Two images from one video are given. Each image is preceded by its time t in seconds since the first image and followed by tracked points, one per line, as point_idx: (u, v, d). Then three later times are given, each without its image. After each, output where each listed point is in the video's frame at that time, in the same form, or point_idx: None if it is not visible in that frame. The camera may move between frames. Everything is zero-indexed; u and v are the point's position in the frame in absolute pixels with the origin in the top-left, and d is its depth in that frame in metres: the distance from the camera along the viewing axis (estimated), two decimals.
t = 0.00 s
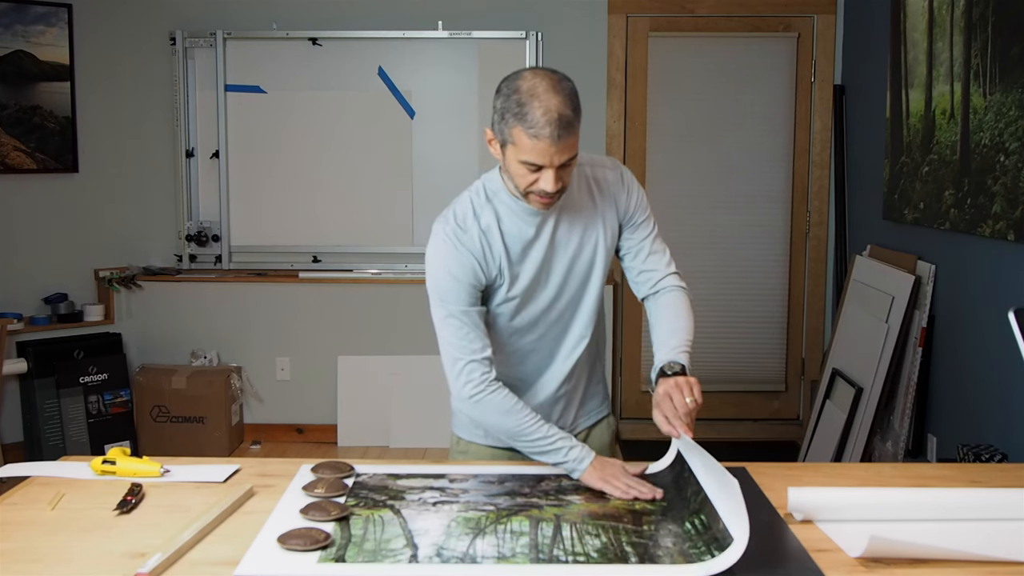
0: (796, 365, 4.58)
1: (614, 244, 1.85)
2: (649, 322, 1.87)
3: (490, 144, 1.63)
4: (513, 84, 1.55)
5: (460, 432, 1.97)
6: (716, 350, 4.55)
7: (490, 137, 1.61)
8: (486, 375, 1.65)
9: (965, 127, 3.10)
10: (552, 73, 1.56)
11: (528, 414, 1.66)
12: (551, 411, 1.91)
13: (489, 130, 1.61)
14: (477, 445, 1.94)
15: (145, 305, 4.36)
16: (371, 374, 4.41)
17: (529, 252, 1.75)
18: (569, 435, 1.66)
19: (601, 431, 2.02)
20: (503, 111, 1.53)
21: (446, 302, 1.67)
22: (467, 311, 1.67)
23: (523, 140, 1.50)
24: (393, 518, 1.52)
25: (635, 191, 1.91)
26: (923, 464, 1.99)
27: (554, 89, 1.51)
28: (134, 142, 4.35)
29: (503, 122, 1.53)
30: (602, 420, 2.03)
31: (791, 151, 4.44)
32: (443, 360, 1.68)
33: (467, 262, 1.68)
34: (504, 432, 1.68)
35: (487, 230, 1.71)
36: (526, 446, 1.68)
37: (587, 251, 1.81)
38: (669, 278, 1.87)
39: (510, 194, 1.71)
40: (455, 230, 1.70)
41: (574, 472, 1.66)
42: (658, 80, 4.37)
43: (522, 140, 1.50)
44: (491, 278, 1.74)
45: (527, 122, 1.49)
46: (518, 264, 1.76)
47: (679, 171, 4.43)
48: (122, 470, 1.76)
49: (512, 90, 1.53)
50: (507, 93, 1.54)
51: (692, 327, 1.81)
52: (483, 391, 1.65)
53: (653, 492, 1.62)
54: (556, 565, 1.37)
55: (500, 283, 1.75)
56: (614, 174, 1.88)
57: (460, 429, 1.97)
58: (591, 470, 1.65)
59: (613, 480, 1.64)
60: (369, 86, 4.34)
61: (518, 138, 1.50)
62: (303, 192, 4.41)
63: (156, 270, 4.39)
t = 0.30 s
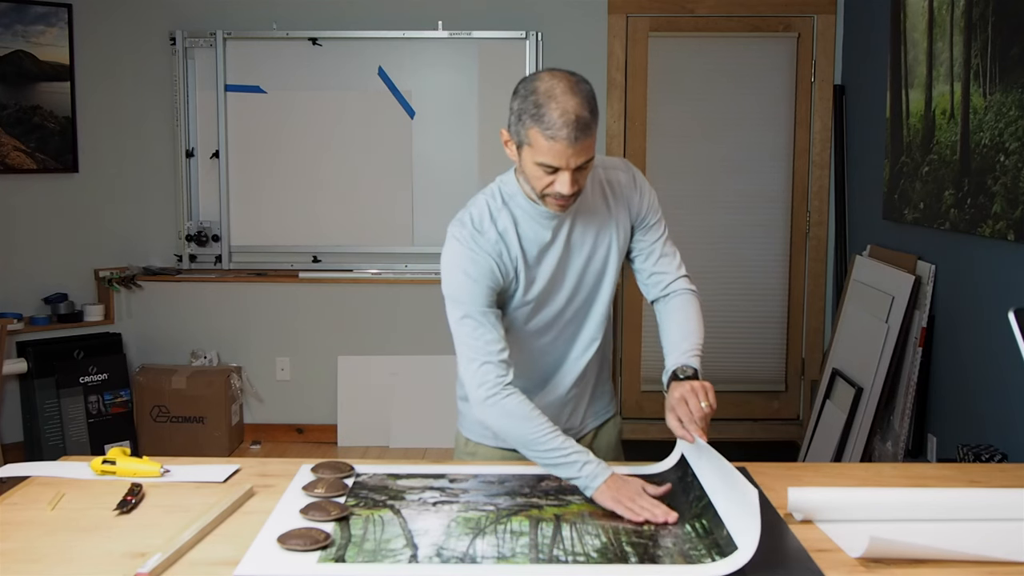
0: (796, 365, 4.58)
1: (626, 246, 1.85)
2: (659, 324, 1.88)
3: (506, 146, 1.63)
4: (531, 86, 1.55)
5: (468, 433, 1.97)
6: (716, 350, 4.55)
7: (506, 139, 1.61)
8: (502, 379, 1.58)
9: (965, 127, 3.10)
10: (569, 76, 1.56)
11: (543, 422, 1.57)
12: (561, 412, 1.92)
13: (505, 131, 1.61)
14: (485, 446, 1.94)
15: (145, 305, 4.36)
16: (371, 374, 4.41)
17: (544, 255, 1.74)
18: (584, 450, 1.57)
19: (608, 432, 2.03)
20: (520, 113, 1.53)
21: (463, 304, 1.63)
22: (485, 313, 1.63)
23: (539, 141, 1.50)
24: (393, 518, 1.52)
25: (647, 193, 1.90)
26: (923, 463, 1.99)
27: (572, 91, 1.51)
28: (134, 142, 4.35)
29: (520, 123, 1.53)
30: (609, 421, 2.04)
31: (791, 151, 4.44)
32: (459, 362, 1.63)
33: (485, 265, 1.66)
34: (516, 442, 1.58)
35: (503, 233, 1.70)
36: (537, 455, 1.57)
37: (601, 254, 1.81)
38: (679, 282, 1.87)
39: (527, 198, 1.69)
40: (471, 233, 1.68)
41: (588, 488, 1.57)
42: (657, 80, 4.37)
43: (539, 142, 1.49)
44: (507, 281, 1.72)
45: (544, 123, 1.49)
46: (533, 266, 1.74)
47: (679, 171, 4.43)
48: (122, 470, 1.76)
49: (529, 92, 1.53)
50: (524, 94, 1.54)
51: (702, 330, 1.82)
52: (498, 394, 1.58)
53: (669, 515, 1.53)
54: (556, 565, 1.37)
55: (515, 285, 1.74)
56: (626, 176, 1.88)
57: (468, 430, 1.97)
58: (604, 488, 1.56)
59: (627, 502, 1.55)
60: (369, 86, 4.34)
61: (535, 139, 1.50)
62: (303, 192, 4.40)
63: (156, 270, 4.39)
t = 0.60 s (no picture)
0: (796, 365, 4.58)
1: (640, 249, 1.86)
2: (670, 328, 1.89)
3: (526, 150, 1.63)
4: (553, 89, 1.54)
5: (478, 435, 1.99)
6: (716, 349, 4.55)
7: (528, 144, 1.61)
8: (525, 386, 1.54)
9: (965, 127, 3.10)
10: (593, 80, 1.56)
11: (564, 431, 1.52)
12: (574, 415, 1.93)
13: (527, 136, 1.61)
14: (496, 449, 1.96)
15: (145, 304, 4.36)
16: (371, 374, 4.41)
17: (565, 260, 1.74)
18: (603, 463, 1.51)
19: (617, 432, 2.06)
20: (543, 117, 1.53)
21: (488, 309, 1.60)
22: (508, 317, 1.60)
23: (562, 146, 1.50)
24: (393, 518, 1.52)
25: (662, 195, 1.91)
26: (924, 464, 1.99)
27: (596, 95, 1.51)
28: (135, 142, 4.35)
29: (542, 127, 1.53)
30: (618, 422, 2.06)
31: (791, 151, 4.44)
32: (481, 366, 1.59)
33: (508, 270, 1.65)
34: (535, 451, 1.53)
35: (526, 239, 1.69)
36: (555, 466, 1.52)
37: (618, 259, 1.82)
38: (691, 285, 1.89)
39: (548, 203, 1.69)
40: (494, 239, 1.67)
41: (604, 504, 1.50)
42: (657, 80, 4.37)
43: (562, 146, 1.49)
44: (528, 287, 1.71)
45: (567, 128, 1.49)
46: (554, 272, 1.74)
47: (679, 171, 4.43)
48: (122, 470, 1.76)
49: (553, 95, 1.53)
50: (547, 98, 1.54)
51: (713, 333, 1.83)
52: (520, 398, 1.54)
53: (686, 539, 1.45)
54: (555, 565, 1.37)
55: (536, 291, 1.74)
56: (642, 177, 1.89)
57: (478, 432, 1.99)
58: (621, 505, 1.49)
59: (644, 522, 1.47)
60: (369, 85, 4.34)
61: (558, 143, 1.50)
62: (303, 192, 4.40)
63: (156, 270, 4.39)
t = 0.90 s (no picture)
0: (796, 365, 4.58)
1: (653, 253, 1.87)
2: (681, 330, 1.90)
3: (547, 155, 1.62)
4: (577, 94, 1.54)
5: (486, 437, 1.99)
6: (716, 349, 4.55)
7: (549, 148, 1.60)
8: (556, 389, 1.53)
9: (965, 127, 3.10)
10: (615, 85, 1.55)
11: (590, 434, 1.51)
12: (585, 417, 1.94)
13: (547, 140, 1.61)
14: (505, 450, 1.97)
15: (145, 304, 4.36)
16: (371, 374, 4.41)
17: (584, 264, 1.74)
18: (630, 473, 1.49)
19: (624, 433, 2.07)
20: (566, 122, 1.52)
21: (512, 312, 1.59)
22: (533, 319, 1.59)
23: (586, 152, 1.49)
24: (393, 518, 1.52)
25: (676, 198, 1.92)
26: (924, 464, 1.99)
27: (620, 100, 1.51)
28: (135, 142, 4.35)
29: (566, 133, 1.53)
30: (625, 424, 2.07)
31: (790, 151, 4.44)
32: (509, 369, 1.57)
33: (531, 273, 1.65)
34: (563, 454, 1.52)
35: (547, 242, 1.69)
36: (585, 471, 1.51)
37: (632, 263, 1.83)
38: (703, 288, 1.90)
39: (569, 207, 1.69)
40: (516, 243, 1.67)
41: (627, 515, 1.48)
42: (657, 80, 4.37)
43: (586, 153, 1.49)
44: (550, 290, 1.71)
45: (592, 134, 1.48)
46: (574, 275, 1.74)
47: (679, 170, 4.43)
48: (122, 470, 1.76)
49: (576, 101, 1.52)
50: (570, 102, 1.53)
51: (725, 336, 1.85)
52: (548, 399, 1.53)
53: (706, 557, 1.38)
54: (555, 565, 1.38)
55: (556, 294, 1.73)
56: (656, 181, 1.89)
57: (485, 433, 2.00)
58: (645, 517, 1.46)
59: (665, 536, 1.43)
60: (369, 85, 4.34)
61: (581, 150, 1.50)
62: (303, 192, 4.40)
63: (156, 270, 4.39)
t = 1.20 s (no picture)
0: (796, 365, 4.58)
1: (661, 253, 1.87)
2: (692, 331, 1.90)
3: (558, 154, 1.62)
4: (589, 94, 1.54)
5: (491, 437, 2.00)
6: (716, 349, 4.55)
7: (560, 148, 1.60)
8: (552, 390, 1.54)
9: (965, 127, 3.10)
10: (628, 85, 1.55)
11: (593, 431, 1.53)
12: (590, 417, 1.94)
13: (558, 140, 1.60)
14: (509, 450, 1.97)
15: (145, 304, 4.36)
16: (371, 374, 4.41)
17: (589, 262, 1.75)
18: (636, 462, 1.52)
19: (629, 434, 2.07)
20: (579, 123, 1.52)
21: (514, 309, 1.59)
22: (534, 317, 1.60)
23: (600, 153, 1.50)
24: (393, 518, 1.52)
25: (685, 201, 1.92)
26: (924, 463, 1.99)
27: (633, 101, 1.51)
28: (135, 142, 4.35)
29: (579, 134, 1.52)
30: (630, 425, 2.07)
31: (790, 151, 4.44)
32: (509, 367, 1.58)
33: (534, 270, 1.65)
34: (565, 451, 1.54)
35: (552, 240, 1.70)
36: (589, 467, 1.53)
37: (640, 262, 1.83)
38: (714, 290, 1.89)
39: (575, 205, 1.69)
40: (520, 239, 1.67)
41: (637, 503, 1.51)
42: (657, 79, 4.37)
43: (600, 154, 1.50)
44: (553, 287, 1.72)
45: (606, 135, 1.48)
46: (578, 273, 1.75)
47: (679, 170, 4.42)
48: (122, 470, 1.76)
49: (589, 101, 1.52)
50: (584, 102, 1.53)
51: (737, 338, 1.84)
52: (549, 399, 1.54)
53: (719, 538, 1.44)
54: (555, 565, 1.37)
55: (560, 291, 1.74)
56: (666, 183, 1.89)
57: (490, 433, 2.00)
58: (656, 504, 1.50)
59: (678, 520, 1.48)
60: (369, 85, 4.34)
61: (595, 151, 1.50)
62: (303, 192, 4.40)
63: (156, 270, 4.39)
